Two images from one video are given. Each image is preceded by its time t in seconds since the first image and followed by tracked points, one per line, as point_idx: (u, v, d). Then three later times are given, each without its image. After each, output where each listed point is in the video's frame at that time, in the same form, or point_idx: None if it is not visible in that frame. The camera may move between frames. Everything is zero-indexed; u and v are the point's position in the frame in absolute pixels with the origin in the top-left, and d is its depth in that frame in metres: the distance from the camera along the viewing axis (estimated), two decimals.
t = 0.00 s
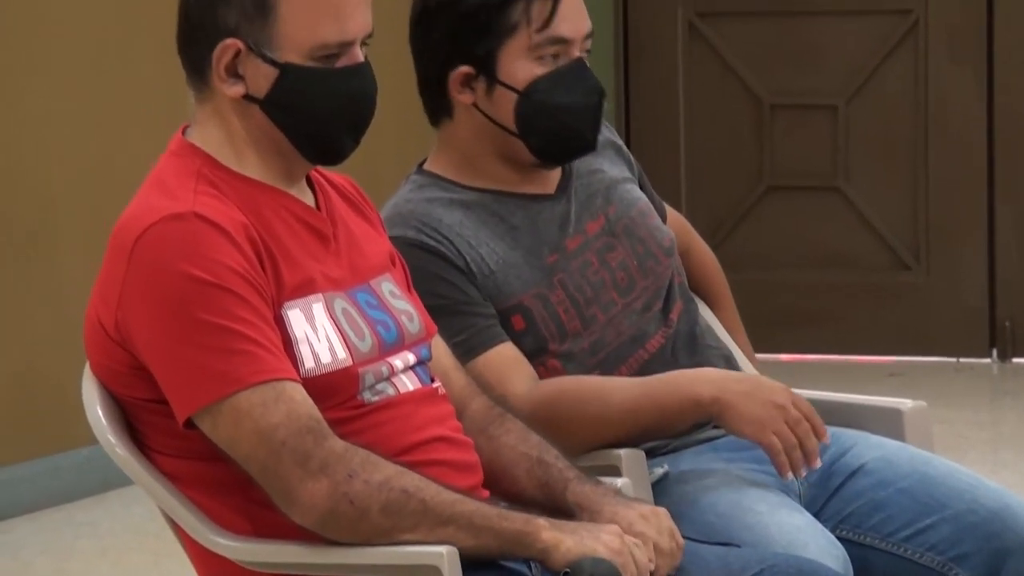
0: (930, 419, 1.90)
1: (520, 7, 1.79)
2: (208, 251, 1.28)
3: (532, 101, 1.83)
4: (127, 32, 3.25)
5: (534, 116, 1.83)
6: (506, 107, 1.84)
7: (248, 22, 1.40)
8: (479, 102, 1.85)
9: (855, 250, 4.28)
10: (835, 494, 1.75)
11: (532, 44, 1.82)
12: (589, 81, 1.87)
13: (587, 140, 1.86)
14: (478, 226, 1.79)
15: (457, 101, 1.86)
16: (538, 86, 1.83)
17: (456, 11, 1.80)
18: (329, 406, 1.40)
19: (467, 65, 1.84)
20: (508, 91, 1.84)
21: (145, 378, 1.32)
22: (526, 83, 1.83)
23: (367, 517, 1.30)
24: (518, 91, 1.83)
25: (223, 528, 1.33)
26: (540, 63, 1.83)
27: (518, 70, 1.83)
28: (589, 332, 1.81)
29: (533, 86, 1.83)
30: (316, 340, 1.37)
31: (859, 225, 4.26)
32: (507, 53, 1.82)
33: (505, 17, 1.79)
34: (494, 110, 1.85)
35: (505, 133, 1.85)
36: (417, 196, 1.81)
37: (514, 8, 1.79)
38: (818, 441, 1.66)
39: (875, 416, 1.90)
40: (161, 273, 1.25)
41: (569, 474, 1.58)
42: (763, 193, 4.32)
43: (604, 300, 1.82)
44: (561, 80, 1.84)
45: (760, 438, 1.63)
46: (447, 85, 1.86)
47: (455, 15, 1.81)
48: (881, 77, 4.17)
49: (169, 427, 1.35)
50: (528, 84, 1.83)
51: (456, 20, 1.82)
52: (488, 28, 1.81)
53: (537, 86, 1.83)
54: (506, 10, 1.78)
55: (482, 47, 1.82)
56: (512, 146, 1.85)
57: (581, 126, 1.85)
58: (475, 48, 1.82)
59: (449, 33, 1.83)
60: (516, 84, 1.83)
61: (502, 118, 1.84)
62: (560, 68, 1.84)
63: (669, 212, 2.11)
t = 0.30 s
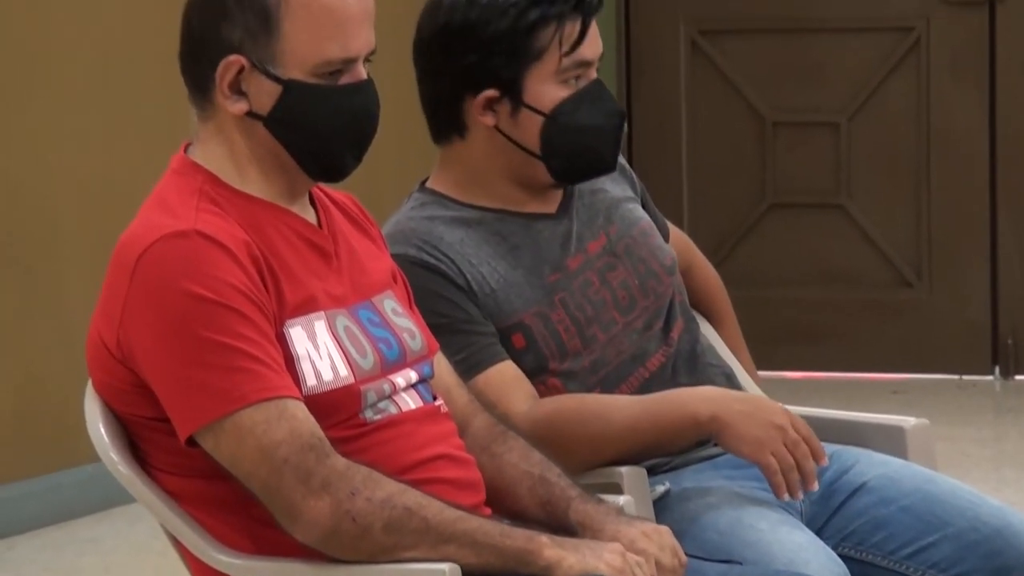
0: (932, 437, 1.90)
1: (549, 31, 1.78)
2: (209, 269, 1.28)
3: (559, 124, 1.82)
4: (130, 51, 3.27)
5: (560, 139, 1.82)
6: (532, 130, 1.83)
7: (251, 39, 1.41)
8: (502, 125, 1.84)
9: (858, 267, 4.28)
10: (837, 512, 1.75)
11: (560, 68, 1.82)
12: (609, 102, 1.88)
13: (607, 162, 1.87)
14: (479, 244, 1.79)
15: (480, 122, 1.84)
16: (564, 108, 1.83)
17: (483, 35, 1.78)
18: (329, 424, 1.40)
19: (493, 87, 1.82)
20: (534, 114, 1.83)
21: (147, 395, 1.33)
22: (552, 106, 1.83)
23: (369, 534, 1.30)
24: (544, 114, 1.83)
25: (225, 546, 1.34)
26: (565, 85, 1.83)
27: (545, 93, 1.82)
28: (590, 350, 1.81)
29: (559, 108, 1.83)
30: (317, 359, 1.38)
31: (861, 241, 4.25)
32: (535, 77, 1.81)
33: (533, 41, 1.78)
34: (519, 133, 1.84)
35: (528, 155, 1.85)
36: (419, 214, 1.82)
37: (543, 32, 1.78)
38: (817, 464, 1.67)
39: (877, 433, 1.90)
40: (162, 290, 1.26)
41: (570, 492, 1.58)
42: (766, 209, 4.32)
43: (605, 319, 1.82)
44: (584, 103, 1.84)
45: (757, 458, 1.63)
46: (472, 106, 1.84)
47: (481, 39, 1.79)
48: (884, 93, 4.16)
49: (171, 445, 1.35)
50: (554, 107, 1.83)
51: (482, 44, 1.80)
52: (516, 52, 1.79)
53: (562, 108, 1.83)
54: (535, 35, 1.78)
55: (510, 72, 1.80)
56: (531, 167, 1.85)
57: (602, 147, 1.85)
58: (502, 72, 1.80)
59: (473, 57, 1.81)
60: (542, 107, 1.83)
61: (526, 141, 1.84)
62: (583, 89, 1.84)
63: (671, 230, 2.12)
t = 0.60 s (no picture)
0: (936, 453, 1.89)
1: (562, 44, 1.79)
2: (213, 286, 1.28)
3: (572, 137, 1.83)
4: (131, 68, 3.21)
5: (572, 153, 1.83)
6: (545, 144, 1.83)
7: (251, 55, 1.41)
8: (515, 140, 1.84)
9: (861, 285, 4.15)
10: (842, 527, 1.75)
11: (572, 81, 1.82)
12: (618, 115, 1.88)
13: (616, 174, 1.87)
14: (484, 259, 1.79)
15: (492, 137, 1.84)
16: (576, 121, 1.83)
17: (496, 52, 1.78)
18: (333, 440, 1.40)
19: (506, 103, 1.82)
20: (547, 128, 1.83)
21: (150, 412, 1.33)
22: (565, 119, 1.83)
23: (371, 551, 1.30)
24: (557, 127, 1.83)
25: (228, 562, 1.34)
26: (577, 98, 1.84)
27: (557, 107, 1.83)
28: (594, 366, 1.81)
29: (572, 121, 1.83)
30: (321, 374, 1.38)
31: (867, 258, 4.12)
32: (547, 91, 1.82)
33: (546, 55, 1.79)
34: (532, 148, 1.84)
35: (541, 170, 1.85)
36: (423, 229, 1.82)
37: (556, 46, 1.79)
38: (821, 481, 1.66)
39: (882, 450, 1.89)
40: (166, 306, 1.26)
41: (574, 508, 1.58)
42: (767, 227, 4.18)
43: (609, 335, 1.82)
44: (595, 115, 1.85)
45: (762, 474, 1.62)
46: (484, 120, 1.84)
47: (494, 56, 1.79)
48: (887, 109, 4.01)
49: (175, 461, 1.35)
50: (567, 121, 1.83)
51: (494, 61, 1.79)
52: (529, 67, 1.79)
53: (575, 122, 1.83)
54: (548, 49, 1.79)
55: (522, 88, 1.81)
56: (544, 181, 1.85)
57: (611, 160, 1.86)
58: (514, 88, 1.81)
59: (486, 75, 1.81)
60: (555, 121, 1.83)
61: (539, 155, 1.84)
62: (594, 101, 1.85)
63: (676, 247, 2.12)
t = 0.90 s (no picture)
0: (940, 468, 1.89)
1: (572, 57, 1.80)
2: (215, 301, 1.29)
3: (583, 150, 1.84)
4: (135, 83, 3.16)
5: (583, 165, 1.84)
6: (556, 157, 1.84)
7: (253, 71, 1.41)
8: (526, 153, 1.85)
9: (864, 298, 4.14)
10: (846, 542, 1.75)
11: (582, 94, 1.84)
12: (625, 126, 1.89)
13: (623, 187, 1.88)
14: (490, 272, 1.80)
15: (504, 151, 1.85)
16: (587, 133, 1.84)
17: (506, 67, 1.79)
18: (336, 455, 1.40)
19: (518, 117, 1.83)
20: (559, 141, 1.84)
21: (153, 427, 1.33)
22: (576, 132, 1.84)
23: (373, 566, 1.30)
24: (569, 140, 1.84)
25: None
26: (587, 110, 1.85)
27: (567, 119, 1.84)
28: (600, 379, 1.82)
29: (583, 134, 1.84)
30: (324, 390, 1.38)
31: (869, 273, 4.12)
32: (557, 105, 1.83)
33: (557, 69, 1.80)
34: (543, 161, 1.85)
35: (551, 183, 1.86)
36: (428, 243, 1.82)
37: (566, 58, 1.80)
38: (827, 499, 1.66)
39: (886, 464, 1.89)
40: (170, 322, 1.26)
41: (576, 524, 1.58)
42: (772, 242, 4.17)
43: (614, 348, 1.83)
44: (605, 127, 1.86)
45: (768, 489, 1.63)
46: (496, 135, 1.85)
47: (505, 71, 1.80)
48: (890, 125, 4.02)
49: (178, 477, 1.35)
50: (578, 133, 1.84)
51: (504, 76, 1.80)
52: (539, 81, 1.81)
53: (586, 134, 1.84)
54: (559, 62, 1.80)
55: (532, 102, 1.82)
56: (555, 193, 1.86)
57: (619, 172, 1.86)
58: (524, 102, 1.81)
59: (496, 89, 1.81)
60: (566, 134, 1.84)
61: (549, 168, 1.85)
62: (602, 113, 1.86)
63: (680, 264, 2.12)
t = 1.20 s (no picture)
0: (945, 486, 1.89)
1: (583, 74, 1.82)
2: (221, 318, 1.29)
3: (594, 167, 1.85)
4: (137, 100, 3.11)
5: (594, 182, 1.84)
6: (567, 174, 1.85)
7: (258, 88, 1.42)
8: (537, 171, 1.85)
9: (868, 317, 4.08)
10: (851, 561, 1.75)
11: (592, 111, 1.85)
12: (634, 143, 1.90)
13: (632, 204, 1.89)
14: (497, 288, 1.80)
15: (515, 168, 1.85)
16: (598, 150, 1.85)
17: (517, 84, 1.80)
18: (342, 472, 1.41)
19: (531, 134, 1.83)
20: (570, 158, 1.85)
21: (157, 445, 1.33)
22: (587, 148, 1.85)
23: None
24: (580, 157, 1.85)
25: None
26: (597, 127, 1.86)
27: (578, 136, 1.85)
28: (607, 395, 1.82)
29: (594, 151, 1.85)
30: (329, 408, 1.38)
31: (875, 291, 4.05)
32: (568, 122, 1.84)
33: (568, 86, 1.82)
34: (553, 178, 1.85)
35: (561, 201, 1.86)
36: (435, 259, 1.82)
37: (577, 75, 1.81)
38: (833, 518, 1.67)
39: (890, 483, 1.89)
40: (176, 340, 1.27)
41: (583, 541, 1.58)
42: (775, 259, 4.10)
43: (620, 364, 1.83)
44: (615, 143, 1.87)
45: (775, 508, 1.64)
46: (506, 153, 1.85)
47: (515, 88, 1.80)
48: (894, 143, 3.95)
49: (182, 495, 1.35)
50: (589, 150, 1.85)
51: (515, 94, 1.81)
52: (550, 98, 1.82)
53: (596, 151, 1.85)
54: (570, 79, 1.81)
55: (543, 119, 1.82)
56: (565, 211, 1.86)
57: (628, 189, 1.87)
58: (535, 120, 1.82)
59: (506, 107, 1.82)
60: (577, 151, 1.85)
61: (559, 186, 1.85)
62: (612, 130, 1.87)
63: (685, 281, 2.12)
